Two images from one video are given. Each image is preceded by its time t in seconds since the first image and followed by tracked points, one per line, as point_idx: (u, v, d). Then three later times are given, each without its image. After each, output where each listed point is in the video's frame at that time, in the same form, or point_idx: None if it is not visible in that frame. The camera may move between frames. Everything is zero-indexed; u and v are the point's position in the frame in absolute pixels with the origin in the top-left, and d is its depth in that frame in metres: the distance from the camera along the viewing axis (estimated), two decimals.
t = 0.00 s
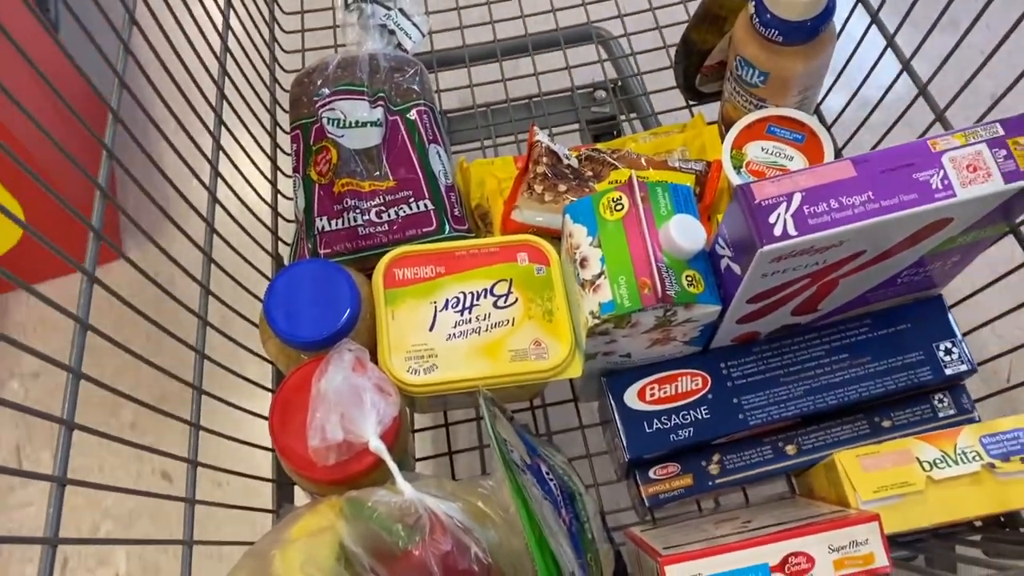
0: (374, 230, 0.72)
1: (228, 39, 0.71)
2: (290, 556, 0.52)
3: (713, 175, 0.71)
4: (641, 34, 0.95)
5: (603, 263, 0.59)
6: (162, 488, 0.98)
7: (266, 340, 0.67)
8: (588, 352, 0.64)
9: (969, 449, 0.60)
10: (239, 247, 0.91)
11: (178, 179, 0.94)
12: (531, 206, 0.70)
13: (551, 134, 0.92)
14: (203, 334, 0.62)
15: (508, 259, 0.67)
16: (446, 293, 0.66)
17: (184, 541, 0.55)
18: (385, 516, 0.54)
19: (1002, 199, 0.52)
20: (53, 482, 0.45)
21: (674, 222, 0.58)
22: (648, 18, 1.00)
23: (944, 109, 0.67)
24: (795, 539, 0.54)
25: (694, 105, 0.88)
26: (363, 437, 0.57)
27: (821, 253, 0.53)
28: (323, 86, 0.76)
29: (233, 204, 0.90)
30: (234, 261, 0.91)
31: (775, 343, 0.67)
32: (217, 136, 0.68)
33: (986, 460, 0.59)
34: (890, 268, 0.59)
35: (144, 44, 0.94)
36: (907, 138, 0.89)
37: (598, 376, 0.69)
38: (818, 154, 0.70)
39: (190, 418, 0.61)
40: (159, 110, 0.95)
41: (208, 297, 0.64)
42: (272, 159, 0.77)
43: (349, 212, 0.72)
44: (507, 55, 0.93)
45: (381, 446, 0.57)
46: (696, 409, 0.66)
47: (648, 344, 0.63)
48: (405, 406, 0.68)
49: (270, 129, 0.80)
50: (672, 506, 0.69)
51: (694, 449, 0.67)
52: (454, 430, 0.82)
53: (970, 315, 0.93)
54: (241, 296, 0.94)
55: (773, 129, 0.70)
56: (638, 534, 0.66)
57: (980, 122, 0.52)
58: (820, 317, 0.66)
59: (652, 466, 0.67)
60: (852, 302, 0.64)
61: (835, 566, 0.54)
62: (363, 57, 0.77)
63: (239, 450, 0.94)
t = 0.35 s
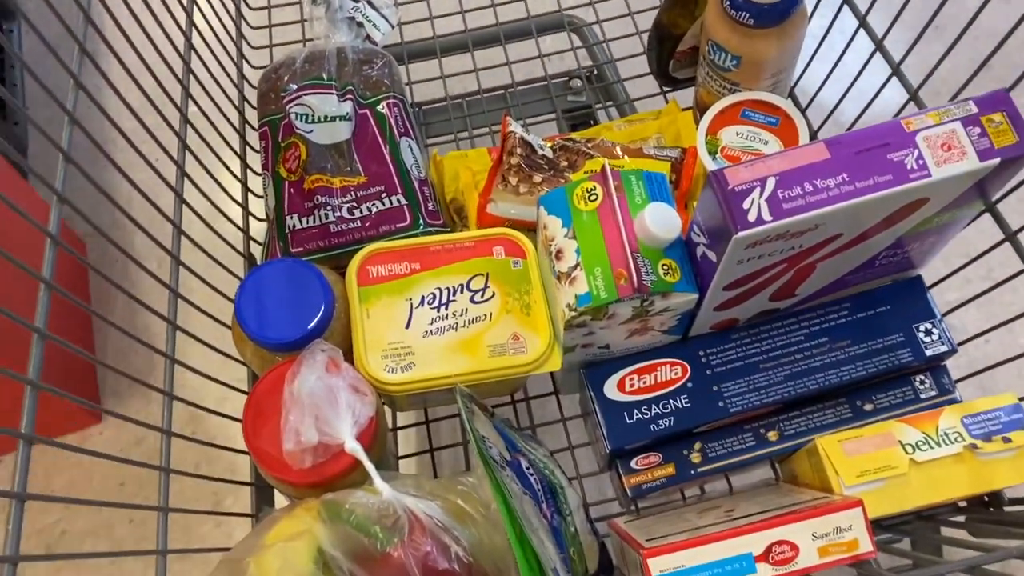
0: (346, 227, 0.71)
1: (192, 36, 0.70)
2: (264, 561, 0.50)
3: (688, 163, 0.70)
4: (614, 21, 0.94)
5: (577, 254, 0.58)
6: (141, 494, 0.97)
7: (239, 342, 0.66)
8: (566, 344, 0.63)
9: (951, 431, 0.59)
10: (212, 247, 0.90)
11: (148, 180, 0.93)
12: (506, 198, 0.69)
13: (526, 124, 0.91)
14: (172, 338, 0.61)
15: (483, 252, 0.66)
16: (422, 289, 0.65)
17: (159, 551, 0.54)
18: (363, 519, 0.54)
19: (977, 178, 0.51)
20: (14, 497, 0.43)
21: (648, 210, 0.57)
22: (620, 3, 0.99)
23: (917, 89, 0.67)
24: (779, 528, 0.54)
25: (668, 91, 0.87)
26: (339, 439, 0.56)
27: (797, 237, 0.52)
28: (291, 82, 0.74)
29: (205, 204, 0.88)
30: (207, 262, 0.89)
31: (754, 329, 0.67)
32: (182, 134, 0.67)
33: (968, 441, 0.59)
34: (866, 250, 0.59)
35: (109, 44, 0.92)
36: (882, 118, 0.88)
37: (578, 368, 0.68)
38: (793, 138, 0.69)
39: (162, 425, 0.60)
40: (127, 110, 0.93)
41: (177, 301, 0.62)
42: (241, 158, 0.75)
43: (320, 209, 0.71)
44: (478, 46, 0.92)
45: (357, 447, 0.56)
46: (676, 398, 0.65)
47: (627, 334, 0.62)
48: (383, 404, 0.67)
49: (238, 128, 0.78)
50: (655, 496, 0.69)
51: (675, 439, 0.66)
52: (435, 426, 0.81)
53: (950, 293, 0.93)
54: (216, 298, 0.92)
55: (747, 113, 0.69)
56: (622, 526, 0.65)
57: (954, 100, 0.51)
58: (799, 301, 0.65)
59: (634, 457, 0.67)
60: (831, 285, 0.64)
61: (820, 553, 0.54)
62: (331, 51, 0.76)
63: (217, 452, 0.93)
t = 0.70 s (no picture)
0: (333, 223, 0.71)
1: (178, 33, 0.70)
2: (253, 551, 0.51)
3: (669, 161, 0.71)
4: (597, 22, 0.96)
5: (561, 248, 0.59)
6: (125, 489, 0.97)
7: (225, 335, 0.67)
8: (550, 338, 0.64)
9: (924, 422, 0.61)
10: (197, 243, 0.90)
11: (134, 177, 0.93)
12: (491, 195, 0.70)
13: (510, 123, 0.92)
14: (160, 331, 0.61)
15: (468, 248, 0.67)
16: (408, 284, 0.65)
17: (147, 541, 0.55)
18: (350, 509, 0.55)
19: (950, 175, 0.53)
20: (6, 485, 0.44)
21: (630, 205, 0.58)
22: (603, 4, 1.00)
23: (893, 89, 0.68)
24: (757, 516, 0.55)
25: (650, 91, 0.89)
26: (326, 430, 0.57)
27: (775, 232, 0.54)
28: (278, 79, 0.75)
29: (190, 200, 0.89)
30: (193, 259, 0.90)
31: (734, 324, 0.68)
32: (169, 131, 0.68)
33: (940, 431, 0.60)
34: (842, 246, 0.60)
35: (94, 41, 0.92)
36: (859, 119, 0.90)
37: (561, 362, 0.69)
38: (772, 136, 0.70)
39: (150, 417, 0.60)
40: (112, 107, 0.93)
41: (164, 294, 0.63)
42: (227, 154, 0.76)
43: (307, 205, 0.72)
44: (463, 46, 0.93)
45: (344, 439, 0.57)
46: (658, 391, 0.66)
47: (609, 328, 0.63)
48: (369, 398, 0.67)
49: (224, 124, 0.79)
50: (637, 488, 0.70)
51: (656, 431, 0.68)
52: (420, 420, 0.82)
53: (925, 291, 0.94)
54: (201, 294, 0.93)
55: (727, 113, 0.71)
56: (605, 517, 0.67)
57: (927, 99, 0.53)
58: (778, 295, 0.67)
59: (616, 449, 0.68)
60: (808, 280, 0.65)
61: (797, 540, 0.55)
62: (317, 49, 0.77)
63: (202, 447, 0.93)
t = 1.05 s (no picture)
0: (313, 229, 0.71)
1: (160, 34, 0.69)
2: (228, 562, 0.51)
3: (651, 173, 0.72)
4: (581, 33, 0.96)
5: (543, 258, 0.59)
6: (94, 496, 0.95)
7: (201, 340, 0.66)
8: (530, 348, 0.64)
9: (900, 437, 0.61)
10: (175, 248, 0.89)
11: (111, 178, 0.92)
12: (472, 204, 0.70)
13: (493, 132, 0.92)
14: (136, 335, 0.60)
15: (450, 257, 0.67)
16: (388, 292, 0.65)
17: (119, 550, 0.54)
18: (327, 517, 0.54)
19: (929, 192, 0.53)
20: None
21: (613, 217, 0.58)
22: (587, 17, 1.00)
23: (872, 106, 0.69)
24: (735, 529, 0.55)
25: (633, 104, 0.89)
26: (304, 439, 0.56)
27: (756, 246, 0.54)
28: (259, 84, 0.74)
29: (167, 203, 0.88)
30: (170, 263, 0.89)
31: (713, 336, 0.68)
32: (149, 132, 0.67)
33: (915, 446, 0.61)
34: (822, 261, 0.61)
35: (72, 41, 0.91)
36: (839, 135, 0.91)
37: (542, 373, 0.69)
38: (752, 151, 0.71)
39: (124, 423, 0.59)
40: (90, 108, 0.92)
41: (141, 298, 0.62)
42: (207, 158, 0.75)
43: (287, 211, 0.71)
44: (447, 54, 0.93)
45: (322, 448, 0.56)
46: (637, 402, 0.66)
47: (590, 339, 0.63)
48: (346, 406, 0.67)
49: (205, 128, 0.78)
50: (615, 500, 0.70)
51: (635, 443, 0.68)
52: (398, 430, 0.81)
53: (901, 307, 0.95)
54: (177, 299, 0.92)
55: (708, 126, 0.71)
56: (583, 528, 0.66)
57: (907, 117, 0.53)
58: (757, 309, 0.67)
59: (595, 460, 0.67)
60: (787, 295, 0.65)
61: (775, 554, 0.56)
62: (300, 54, 0.76)
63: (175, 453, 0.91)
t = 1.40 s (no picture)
0: (251, 227, 0.70)
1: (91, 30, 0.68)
2: (167, 562, 0.51)
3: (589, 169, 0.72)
4: (519, 32, 0.97)
5: (484, 255, 0.59)
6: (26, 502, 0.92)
7: (138, 340, 0.65)
8: (471, 345, 0.64)
9: (828, 425, 0.64)
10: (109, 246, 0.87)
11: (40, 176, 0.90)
12: (413, 201, 0.70)
13: (433, 130, 0.92)
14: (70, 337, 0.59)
15: (390, 254, 0.67)
16: (328, 289, 0.65)
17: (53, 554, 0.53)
18: (267, 516, 0.53)
19: (853, 189, 0.55)
20: None
21: (552, 214, 0.59)
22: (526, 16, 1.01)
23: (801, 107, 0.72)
24: (672, 518, 0.57)
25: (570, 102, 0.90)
26: (244, 438, 0.56)
27: (689, 242, 0.56)
28: (195, 81, 0.74)
29: (100, 201, 0.86)
30: (104, 261, 0.87)
31: (650, 330, 0.70)
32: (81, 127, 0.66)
33: (843, 435, 0.63)
34: (753, 256, 0.63)
35: None
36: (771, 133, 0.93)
37: (483, 368, 0.70)
38: (686, 150, 0.73)
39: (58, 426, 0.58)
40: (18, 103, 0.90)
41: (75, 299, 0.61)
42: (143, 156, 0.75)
43: (225, 208, 0.70)
44: (386, 52, 0.94)
45: (262, 447, 0.56)
46: (577, 396, 0.68)
47: (530, 334, 0.64)
48: (287, 405, 0.67)
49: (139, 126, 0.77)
50: (557, 493, 0.71)
51: (575, 436, 0.69)
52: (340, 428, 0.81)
53: (831, 300, 0.99)
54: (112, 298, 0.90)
55: (644, 126, 0.72)
56: (524, 521, 0.67)
57: (832, 117, 0.56)
58: (693, 303, 0.69)
59: (536, 454, 0.68)
60: (720, 289, 0.67)
61: (709, 541, 0.57)
62: (237, 52, 0.76)
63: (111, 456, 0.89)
